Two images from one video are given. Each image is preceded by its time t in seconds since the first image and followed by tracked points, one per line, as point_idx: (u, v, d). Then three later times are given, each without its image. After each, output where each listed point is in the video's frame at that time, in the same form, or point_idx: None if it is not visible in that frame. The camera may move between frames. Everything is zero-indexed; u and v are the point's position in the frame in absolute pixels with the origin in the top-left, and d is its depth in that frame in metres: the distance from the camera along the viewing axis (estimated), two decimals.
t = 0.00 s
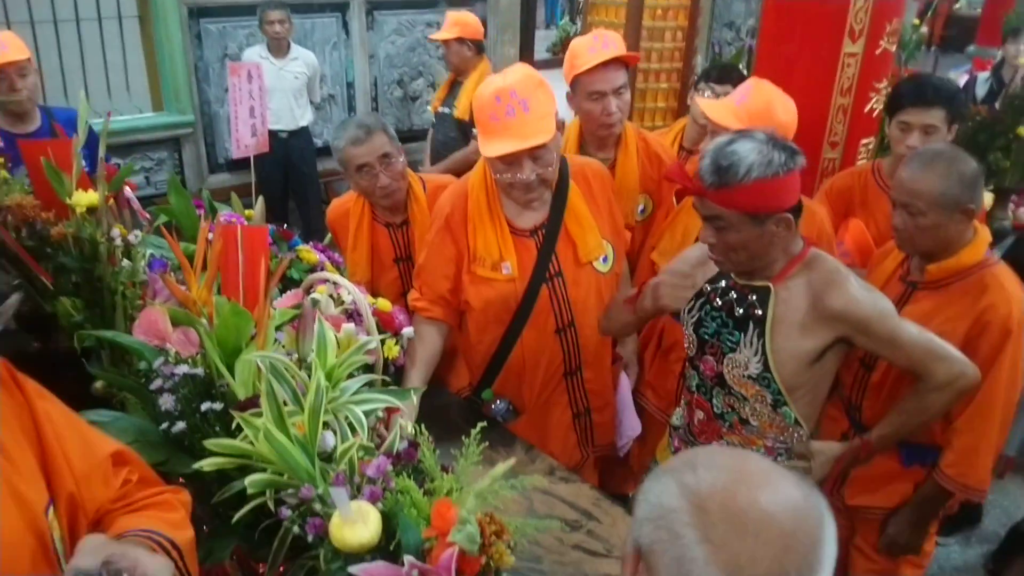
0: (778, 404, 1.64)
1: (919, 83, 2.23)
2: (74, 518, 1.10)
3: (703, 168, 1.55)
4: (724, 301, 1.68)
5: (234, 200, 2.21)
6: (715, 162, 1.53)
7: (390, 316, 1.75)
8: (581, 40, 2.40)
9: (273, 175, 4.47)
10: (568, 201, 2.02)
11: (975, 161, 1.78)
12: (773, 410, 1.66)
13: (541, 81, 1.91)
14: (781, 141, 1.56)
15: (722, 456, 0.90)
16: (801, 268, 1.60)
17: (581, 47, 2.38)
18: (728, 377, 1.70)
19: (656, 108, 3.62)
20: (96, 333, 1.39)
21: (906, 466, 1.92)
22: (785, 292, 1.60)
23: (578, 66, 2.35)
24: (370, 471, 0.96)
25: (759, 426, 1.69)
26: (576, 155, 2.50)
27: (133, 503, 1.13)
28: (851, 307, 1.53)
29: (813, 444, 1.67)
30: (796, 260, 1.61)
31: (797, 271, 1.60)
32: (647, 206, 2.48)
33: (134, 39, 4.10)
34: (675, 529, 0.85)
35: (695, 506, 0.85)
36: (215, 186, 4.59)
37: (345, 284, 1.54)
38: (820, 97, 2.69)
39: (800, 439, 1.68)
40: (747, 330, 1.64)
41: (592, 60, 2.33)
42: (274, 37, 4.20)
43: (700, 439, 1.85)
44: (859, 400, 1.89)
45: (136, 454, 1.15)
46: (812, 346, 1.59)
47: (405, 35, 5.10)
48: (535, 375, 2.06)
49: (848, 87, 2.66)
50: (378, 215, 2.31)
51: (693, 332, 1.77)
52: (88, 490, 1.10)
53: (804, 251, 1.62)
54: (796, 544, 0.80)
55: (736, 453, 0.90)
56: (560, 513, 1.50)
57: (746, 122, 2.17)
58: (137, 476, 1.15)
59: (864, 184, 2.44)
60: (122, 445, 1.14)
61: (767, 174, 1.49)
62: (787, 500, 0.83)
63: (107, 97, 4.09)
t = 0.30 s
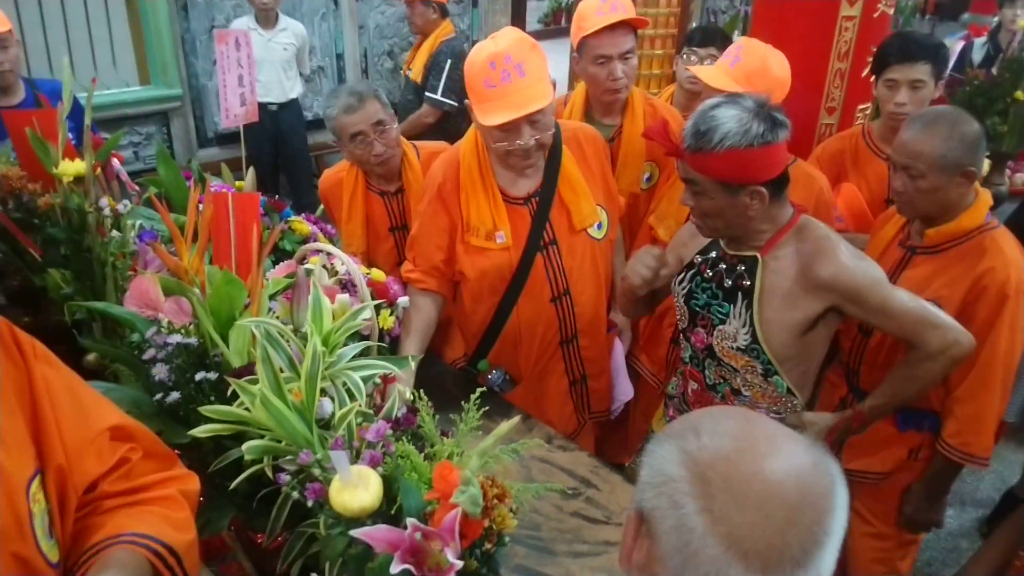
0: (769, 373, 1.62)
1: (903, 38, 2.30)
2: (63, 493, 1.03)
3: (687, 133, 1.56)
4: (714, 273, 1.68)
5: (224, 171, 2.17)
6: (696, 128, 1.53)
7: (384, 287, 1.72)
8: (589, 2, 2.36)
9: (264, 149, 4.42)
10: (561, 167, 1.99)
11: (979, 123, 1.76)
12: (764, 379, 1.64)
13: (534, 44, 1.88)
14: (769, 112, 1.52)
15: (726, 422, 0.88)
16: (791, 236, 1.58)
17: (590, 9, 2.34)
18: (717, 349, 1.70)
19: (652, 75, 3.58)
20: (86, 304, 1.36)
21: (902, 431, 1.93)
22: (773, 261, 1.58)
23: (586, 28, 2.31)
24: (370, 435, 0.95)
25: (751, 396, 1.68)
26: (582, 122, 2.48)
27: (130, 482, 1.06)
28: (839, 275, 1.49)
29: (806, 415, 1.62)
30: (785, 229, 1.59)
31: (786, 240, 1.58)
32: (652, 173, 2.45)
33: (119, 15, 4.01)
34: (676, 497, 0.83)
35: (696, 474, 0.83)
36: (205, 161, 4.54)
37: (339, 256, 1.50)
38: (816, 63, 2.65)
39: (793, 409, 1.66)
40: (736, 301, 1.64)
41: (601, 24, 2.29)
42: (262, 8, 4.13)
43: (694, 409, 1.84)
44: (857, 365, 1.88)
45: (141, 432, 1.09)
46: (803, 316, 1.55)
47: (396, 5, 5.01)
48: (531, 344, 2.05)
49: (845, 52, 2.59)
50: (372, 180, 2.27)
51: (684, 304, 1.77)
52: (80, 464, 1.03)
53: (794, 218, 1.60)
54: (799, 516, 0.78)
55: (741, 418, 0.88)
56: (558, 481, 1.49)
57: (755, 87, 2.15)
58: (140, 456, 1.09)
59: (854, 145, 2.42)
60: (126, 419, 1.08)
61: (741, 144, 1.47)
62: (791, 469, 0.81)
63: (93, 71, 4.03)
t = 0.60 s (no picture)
0: (773, 372, 1.63)
1: (901, 33, 2.30)
2: (63, 499, 1.01)
3: (693, 127, 1.57)
4: (720, 269, 1.68)
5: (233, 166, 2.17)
6: (702, 122, 1.54)
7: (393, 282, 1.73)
8: (598, 3, 2.33)
9: (271, 143, 4.43)
10: (567, 164, 2.00)
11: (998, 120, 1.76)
12: (768, 377, 1.65)
13: (547, 44, 1.88)
14: (776, 106, 1.51)
15: (745, 422, 0.88)
16: (796, 233, 1.58)
17: (602, 10, 2.31)
18: (722, 346, 1.70)
19: (660, 70, 3.59)
20: (98, 299, 1.36)
21: (911, 428, 1.93)
22: (777, 259, 1.58)
23: (602, 32, 2.28)
24: (384, 430, 0.96)
25: (755, 393, 1.69)
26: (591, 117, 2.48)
27: (131, 491, 1.04)
28: (843, 274, 1.48)
29: (809, 413, 1.64)
30: (791, 226, 1.59)
31: (791, 237, 1.58)
32: (662, 169, 2.46)
33: (126, 8, 4.01)
34: (694, 500, 0.84)
35: (715, 477, 0.83)
36: (212, 155, 4.54)
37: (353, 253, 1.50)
38: (825, 58, 2.63)
39: (798, 406, 1.66)
40: (741, 299, 1.64)
41: (621, 25, 2.28)
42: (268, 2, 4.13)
43: (700, 406, 1.85)
44: (866, 363, 1.88)
45: (144, 438, 1.06)
46: (807, 314, 1.55)
47: None
48: (538, 339, 2.05)
49: (854, 47, 2.58)
50: (377, 179, 2.28)
51: (691, 300, 1.77)
52: (80, 473, 1.01)
53: (800, 215, 1.60)
54: (817, 519, 0.79)
55: (760, 419, 0.88)
56: (566, 477, 1.50)
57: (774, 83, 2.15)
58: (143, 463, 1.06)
59: (860, 142, 2.42)
60: (128, 425, 1.05)
61: (743, 137, 1.48)
62: (810, 471, 0.81)
63: (100, 66, 4.03)
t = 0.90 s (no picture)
0: (772, 366, 1.62)
1: (893, 29, 2.31)
2: (38, 528, 0.97)
3: (692, 121, 1.57)
4: (719, 266, 1.68)
5: (231, 164, 2.17)
6: (701, 116, 1.54)
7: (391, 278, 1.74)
8: (586, 22, 2.29)
9: (270, 142, 4.43)
10: (564, 160, 2.01)
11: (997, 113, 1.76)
12: (767, 371, 1.64)
13: (548, 42, 1.88)
14: (774, 100, 1.53)
15: (740, 415, 0.88)
16: (794, 228, 1.59)
17: (591, 29, 2.28)
18: (720, 342, 1.70)
19: (657, 67, 3.60)
20: (97, 296, 1.37)
21: (911, 424, 1.93)
22: (775, 255, 1.59)
23: (595, 55, 2.27)
24: (382, 425, 0.96)
25: (755, 387, 1.69)
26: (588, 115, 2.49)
27: (110, 513, 1.00)
28: (841, 267, 1.50)
29: (809, 406, 1.64)
30: (789, 221, 1.59)
31: (789, 233, 1.59)
32: (661, 168, 2.48)
33: (124, 7, 4.02)
34: (688, 493, 0.84)
35: (708, 470, 0.84)
36: (211, 153, 4.54)
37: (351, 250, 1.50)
38: (823, 54, 2.64)
39: (797, 400, 1.66)
40: (740, 295, 1.64)
41: (613, 44, 2.26)
42: None
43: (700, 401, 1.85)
44: (863, 358, 1.89)
45: (123, 455, 1.02)
46: (807, 309, 1.56)
47: None
48: (537, 335, 2.06)
49: (851, 42, 2.59)
50: (368, 179, 2.28)
51: (689, 297, 1.77)
52: (52, 499, 0.97)
53: (797, 210, 1.60)
54: (811, 511, 0.79)
55: (754, 412, 0.88)
56: (566, 471, 1.50)
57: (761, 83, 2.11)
58: (124, 482, 1.02)
59: (856, 138, 2.42)
60: (103, 444, 1.00)
61: (744, 131, 1.48)
62: (804, 464, 0.82)
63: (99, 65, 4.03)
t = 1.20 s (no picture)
0: (767, 347, 1.62)
1: (887, 11, 2.29)
2: None
3: (686, 103, 1.55)
4: (715, 250, 1.67)
5: (224, 149, 2.16)
6: (695, 98, 1.52)
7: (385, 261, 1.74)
8: (575, 16, 2.27)
9: (264, 126, 4.40)
10: (558, 143, 2.00)
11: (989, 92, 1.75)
12: (762, 352, 1.64)
13: (545, 24, 1.86)
14: (770, 82, 1.51)
15: (728, 395, 0.88)
16: (790, 211, 1.58)
17: (580, 25, 2.26)
18: (715, 326, 1.70)
19: (653, 49, 3.58)
20: (89, 283, 1.36)
21: (907, 406, 1.93)
22: (772, 238, 1.58)
23: (585, 52, 2.26)
24: (373, 409, 0.97)
25: (750, 368, 1.68)
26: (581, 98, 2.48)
27: None
28: (839, 248, 1.50)
29: (805, 386, 1.64)
30: (785, 203, 1.59)
31: (785, 215, 1.58)
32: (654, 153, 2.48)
33: None
34: (673, 473, 0.84)
35: (694, 450, 0.83)
36: (205, 139, 4.52)
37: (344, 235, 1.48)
38: (819, 34, 2.61)
39: (792, 381, 1.66)
40: (737, 280, 1.63)
41: (602, 42, 2.25)
42: None
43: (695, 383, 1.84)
44: (858, 340, 1.90)
45: (103, 515, 0.89)
46: (804, 291, 1.56)
47: None
48: (531, 319, 2.05)
49: (848, 22, 2.55)
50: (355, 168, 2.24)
51: (684, 281, 1.76)
52: None
53: (792, 192, 1.60)
54: (796, 491, 0.79)
55: (743, 391, 0.88)
56: (561, 454, 1.51)
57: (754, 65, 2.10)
58: (100, 545, 0.89)
59: (851, 119, 2.41)
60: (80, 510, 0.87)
61: (739, 113, 1.47)
62: (791, 444, 0.82)
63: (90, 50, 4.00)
